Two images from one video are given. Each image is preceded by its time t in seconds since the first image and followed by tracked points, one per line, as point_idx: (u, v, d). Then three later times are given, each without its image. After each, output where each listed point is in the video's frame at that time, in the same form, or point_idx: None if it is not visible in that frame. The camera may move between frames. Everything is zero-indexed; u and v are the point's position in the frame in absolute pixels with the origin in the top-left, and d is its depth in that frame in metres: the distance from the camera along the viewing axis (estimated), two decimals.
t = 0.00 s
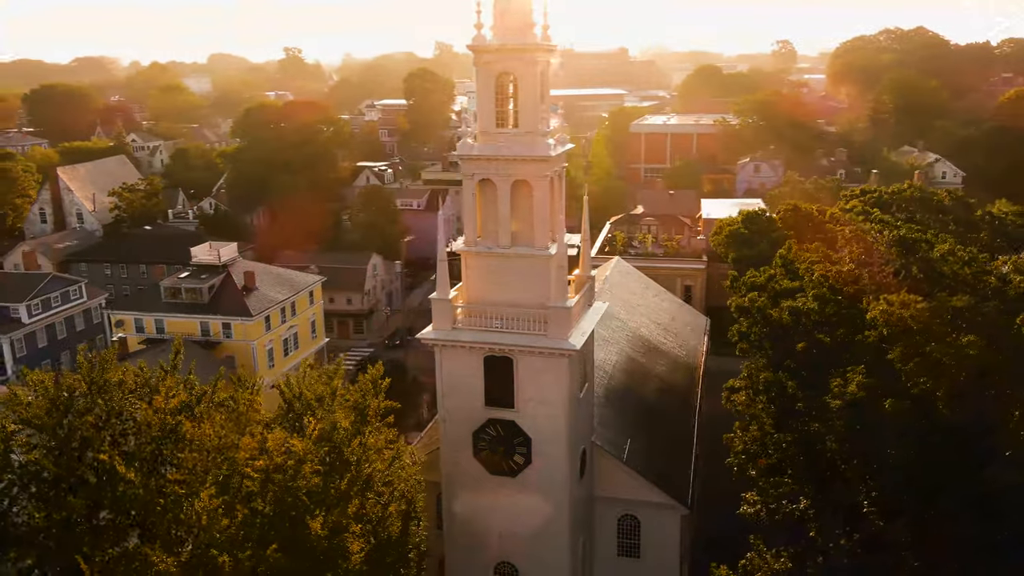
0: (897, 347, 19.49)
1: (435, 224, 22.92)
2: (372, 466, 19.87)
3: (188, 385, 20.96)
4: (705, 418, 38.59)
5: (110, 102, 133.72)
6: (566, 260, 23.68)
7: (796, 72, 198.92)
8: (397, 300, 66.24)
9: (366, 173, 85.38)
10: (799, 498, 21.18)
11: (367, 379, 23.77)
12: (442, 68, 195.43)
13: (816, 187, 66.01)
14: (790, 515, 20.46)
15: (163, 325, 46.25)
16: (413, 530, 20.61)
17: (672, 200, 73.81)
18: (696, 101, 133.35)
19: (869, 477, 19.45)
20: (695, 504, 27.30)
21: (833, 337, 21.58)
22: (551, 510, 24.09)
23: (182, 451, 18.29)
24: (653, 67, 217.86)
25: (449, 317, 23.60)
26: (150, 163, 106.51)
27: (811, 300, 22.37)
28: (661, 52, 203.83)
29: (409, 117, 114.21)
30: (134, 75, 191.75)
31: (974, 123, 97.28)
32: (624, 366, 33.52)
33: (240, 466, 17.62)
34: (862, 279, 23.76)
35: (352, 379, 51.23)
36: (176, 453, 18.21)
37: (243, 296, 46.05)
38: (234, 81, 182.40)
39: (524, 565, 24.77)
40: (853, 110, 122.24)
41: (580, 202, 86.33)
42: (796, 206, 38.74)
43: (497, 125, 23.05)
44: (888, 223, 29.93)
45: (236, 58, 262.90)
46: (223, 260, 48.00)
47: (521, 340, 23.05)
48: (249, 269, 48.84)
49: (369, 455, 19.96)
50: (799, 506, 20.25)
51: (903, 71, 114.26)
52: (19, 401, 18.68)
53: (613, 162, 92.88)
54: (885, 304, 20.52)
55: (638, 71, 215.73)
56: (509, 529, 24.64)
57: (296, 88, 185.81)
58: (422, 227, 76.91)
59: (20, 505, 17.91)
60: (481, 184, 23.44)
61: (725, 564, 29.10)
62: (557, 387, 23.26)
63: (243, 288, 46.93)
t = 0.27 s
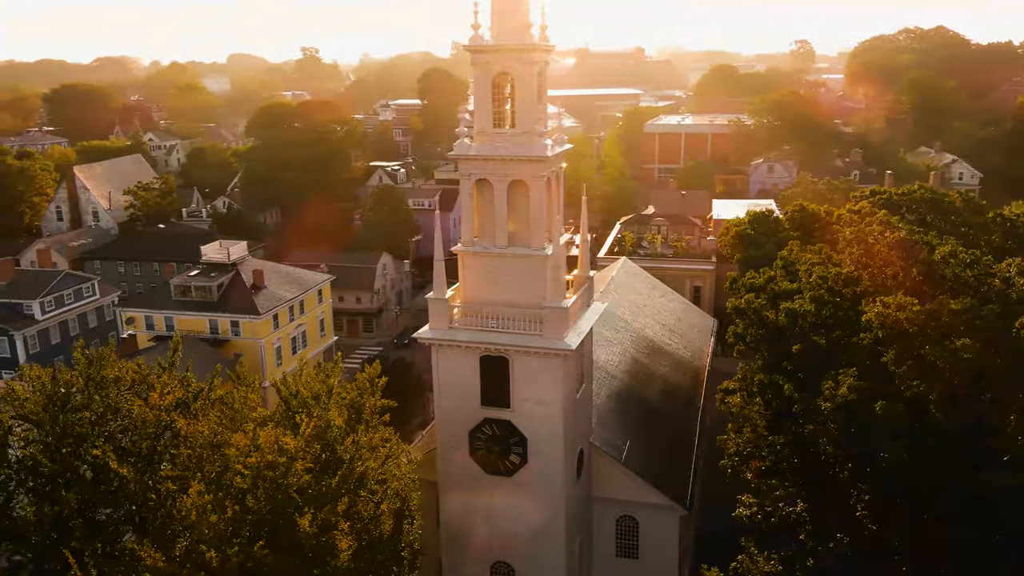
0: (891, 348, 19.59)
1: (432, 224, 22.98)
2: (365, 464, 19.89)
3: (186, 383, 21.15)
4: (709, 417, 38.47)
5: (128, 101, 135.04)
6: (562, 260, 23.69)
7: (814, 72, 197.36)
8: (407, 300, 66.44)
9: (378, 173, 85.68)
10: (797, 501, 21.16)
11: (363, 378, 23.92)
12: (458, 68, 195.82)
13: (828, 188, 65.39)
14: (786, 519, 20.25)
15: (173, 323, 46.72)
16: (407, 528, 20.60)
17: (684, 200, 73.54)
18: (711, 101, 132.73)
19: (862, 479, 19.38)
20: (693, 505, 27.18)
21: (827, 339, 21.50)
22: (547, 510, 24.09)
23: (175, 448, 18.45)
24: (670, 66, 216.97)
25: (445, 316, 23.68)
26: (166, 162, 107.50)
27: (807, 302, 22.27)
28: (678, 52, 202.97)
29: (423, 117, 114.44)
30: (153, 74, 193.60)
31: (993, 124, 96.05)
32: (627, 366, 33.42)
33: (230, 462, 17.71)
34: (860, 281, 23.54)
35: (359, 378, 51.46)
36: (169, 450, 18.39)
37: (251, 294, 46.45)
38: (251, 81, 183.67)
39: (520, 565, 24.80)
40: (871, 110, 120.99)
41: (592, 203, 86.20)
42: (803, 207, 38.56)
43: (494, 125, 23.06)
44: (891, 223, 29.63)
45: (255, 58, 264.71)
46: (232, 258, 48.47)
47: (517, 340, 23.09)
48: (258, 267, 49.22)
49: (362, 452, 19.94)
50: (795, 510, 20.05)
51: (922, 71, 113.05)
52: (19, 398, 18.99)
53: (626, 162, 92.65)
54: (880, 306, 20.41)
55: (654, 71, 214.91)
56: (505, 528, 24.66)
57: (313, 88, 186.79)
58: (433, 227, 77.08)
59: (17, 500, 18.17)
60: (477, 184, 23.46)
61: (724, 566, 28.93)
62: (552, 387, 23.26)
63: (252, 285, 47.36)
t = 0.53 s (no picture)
0: (886, 350, 19.46)
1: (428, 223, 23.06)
2: (358, 462, 20.02)
3: (184, 380, 21.39)
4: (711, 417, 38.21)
5: (146, 101, 136.21)
6: (558, 260, 23.69)
7: (832, 71, 195.65)
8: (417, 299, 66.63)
9: (391, 172, 85.96)
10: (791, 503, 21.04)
11: (361, 376, 24.05)
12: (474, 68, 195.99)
13: (841, 189, 64.72)
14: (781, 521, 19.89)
15: (182, 320, 47.18)
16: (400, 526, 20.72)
17: (696, 201, 73.23)
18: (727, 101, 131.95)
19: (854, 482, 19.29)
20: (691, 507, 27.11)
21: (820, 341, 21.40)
22: (543, 510, 24.13)
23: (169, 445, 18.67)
24: (687, 66, 215.92)
25: (442, 315, 23.76)
26: (182, 161, 108.34)
27: (804, 303, 22.15)
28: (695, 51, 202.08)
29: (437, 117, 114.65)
30: (172, 74, 195.22)
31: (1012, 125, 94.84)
32: (629, 367, 33.33)
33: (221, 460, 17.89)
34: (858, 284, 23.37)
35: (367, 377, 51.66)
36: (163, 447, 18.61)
37: (259, 293, 46.74)
38: (269, 81, 184.81)
39: (517, 565, 24.87)
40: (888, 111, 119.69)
41: (605, 203, 86.01)
42: (810, 207, 38.28)
43: (490, 125, 23.12)
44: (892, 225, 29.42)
45: (273, 57, 266.23)
46: (241, 257, 48.67)
47: (512, 339, 23.12)
48: (267, 266, 49.48)
49: (354, 450, 20.04)
50: (790, 512, 19.74)
51: (940, 71, 111.82)
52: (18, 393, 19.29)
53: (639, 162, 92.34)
54: (876, 307, 20.27)
55: (671, 70, 213.97)
56: (502, 527, 24.74)
57: (329, 87, 187.63)
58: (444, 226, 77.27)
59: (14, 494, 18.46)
60: (474, 183, 23.53)
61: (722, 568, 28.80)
62: (548, 387, 23.28)
63: (260, 284, 47.62)
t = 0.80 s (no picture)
0: (879, 352, 19.42)
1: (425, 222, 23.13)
2: (352, 460, 20.14)
3: (183, 376, 21.62)
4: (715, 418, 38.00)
5: (165, 100, 137.54)
6: (555, 260, 23.69)
7: (852, 71, 193.96)
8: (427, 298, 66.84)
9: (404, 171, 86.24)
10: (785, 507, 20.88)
11: (360, 374, 24.24)
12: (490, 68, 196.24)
13: (855, 190, 64.15)
14: (777, 524, 19.91)
15: (192, 317, 47.65)
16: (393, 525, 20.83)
17: (708, 201, 72.90)
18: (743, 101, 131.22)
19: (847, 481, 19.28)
20: (689, 509, 27.03)
21: (815, 342, 21.33)
22: (539, 509, 24.18)
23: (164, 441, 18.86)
24: (704, 66, 214.98)
25: (439, 314, 23.84)
26: (199, 160, 109.31)
27: (801, 306, 22.09)
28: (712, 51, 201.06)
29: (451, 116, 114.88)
30: (191, 74, 197.10)
31: None
32: (633, 368, 33.22)
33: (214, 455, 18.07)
34: (859, 287, 23.17)
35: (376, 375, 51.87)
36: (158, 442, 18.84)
37: (268, 291, 47.07)
38: (287, 80, 186.10)
39: (512, 564, 24.95)
40: (906, 111, 118.43)
41: (618, 203, 85.86)
42: (818, 209, 37.73)
43: (487, 125, 23.17)
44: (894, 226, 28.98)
45: (291, 57, 268.15)
46: (250, 256, 48.96)
47: (508, 339, 23.15)
48: (276, 264, 49.81)
49: (348, 448, 20.21)
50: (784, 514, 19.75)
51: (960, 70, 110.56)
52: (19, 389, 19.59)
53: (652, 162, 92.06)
54: (872, 309, 20.15)
55: (688, 70, 213.07)
56: (499, 526, 24.83)
57: (347, 87, 188.66)
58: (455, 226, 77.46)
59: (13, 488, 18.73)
60: (471, 183, 23.58)
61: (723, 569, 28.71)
62: (544, 387, 23.29)
63: (269, 283, 47.96)
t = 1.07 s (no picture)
0: (874, 355, 19.38)
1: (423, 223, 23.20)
2: (346, 459, 20.27)
3: (181, 374, 21.86)
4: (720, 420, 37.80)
5: (184, 99, 138.79)
6: (552, 261, 23.69)
7: (872, 71, 192.17)
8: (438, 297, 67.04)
9: (417, 171, 86.48)
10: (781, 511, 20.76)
11: (358, 373, 24.39)
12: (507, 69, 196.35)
13: (869, 190, 63.59)
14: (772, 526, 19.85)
15: (203, 316, 48.11)
16: (387, 524, 20.93)
17: (722, 201, 72.52)
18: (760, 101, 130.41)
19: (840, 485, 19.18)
20: (688, 511, 26.91)
21: (811, 345, 21.23)
22: (535, 509, 24.20)
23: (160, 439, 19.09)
24: (722, 65, 213.86)
25: (436, 314, 23.92)
26: (216, 158, 110.24)
27: (798, 308, 21.97)
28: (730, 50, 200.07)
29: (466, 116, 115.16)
30: (211, 74, 198.91)
31: None
32: (635, 368, 33.15)
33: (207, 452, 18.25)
34: (858, 290, 22.94)
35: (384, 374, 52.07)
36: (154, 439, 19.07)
37: (278, 290, 47.36)
38: (305, 80, 187.33)
39: (509, 564, 24.99)
40: (925, 111, 117.19)
41: (631, 203, 85.64)
42: (827, 210, 37.24)
43: (485, 125, 23.21)
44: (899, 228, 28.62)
45: (310, 56, 269.84)
46: (260, 255, 49.11)
47: (504, 339, 23.18)
48: (286, 263, 50.03)
49: (342, 446, 20.34)
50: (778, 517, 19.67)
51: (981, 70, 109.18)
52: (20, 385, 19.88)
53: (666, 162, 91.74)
54: (869, 312, 20.01)
55: (706, 70, 212.09)
56: (495, 526, 24.89)
57: (364, 86, 189.53)
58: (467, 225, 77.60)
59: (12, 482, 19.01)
60: (469, 183, 23.62)
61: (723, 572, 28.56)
62: (540, 387, 23.30)
63: (279, 282, 48.22)
